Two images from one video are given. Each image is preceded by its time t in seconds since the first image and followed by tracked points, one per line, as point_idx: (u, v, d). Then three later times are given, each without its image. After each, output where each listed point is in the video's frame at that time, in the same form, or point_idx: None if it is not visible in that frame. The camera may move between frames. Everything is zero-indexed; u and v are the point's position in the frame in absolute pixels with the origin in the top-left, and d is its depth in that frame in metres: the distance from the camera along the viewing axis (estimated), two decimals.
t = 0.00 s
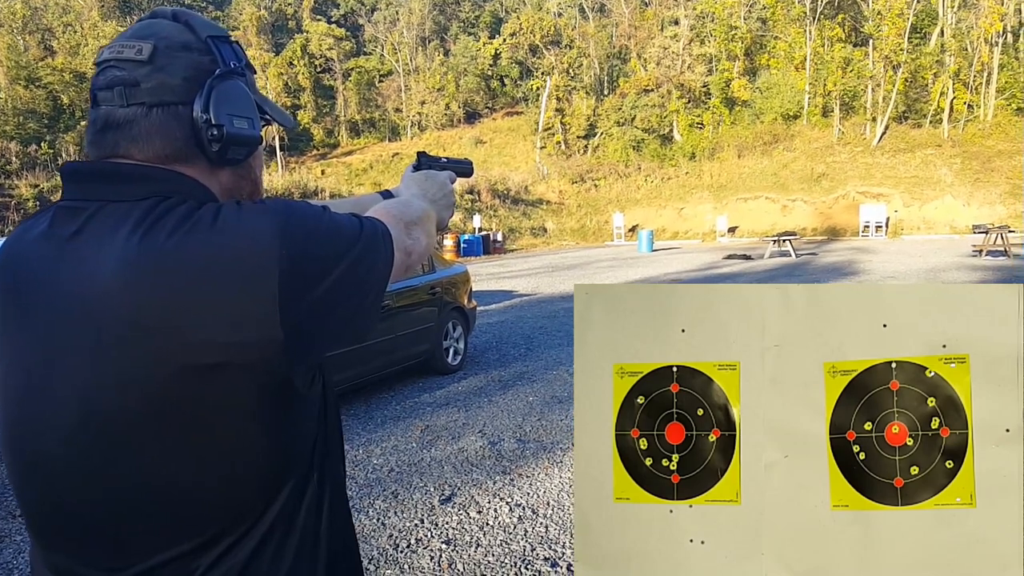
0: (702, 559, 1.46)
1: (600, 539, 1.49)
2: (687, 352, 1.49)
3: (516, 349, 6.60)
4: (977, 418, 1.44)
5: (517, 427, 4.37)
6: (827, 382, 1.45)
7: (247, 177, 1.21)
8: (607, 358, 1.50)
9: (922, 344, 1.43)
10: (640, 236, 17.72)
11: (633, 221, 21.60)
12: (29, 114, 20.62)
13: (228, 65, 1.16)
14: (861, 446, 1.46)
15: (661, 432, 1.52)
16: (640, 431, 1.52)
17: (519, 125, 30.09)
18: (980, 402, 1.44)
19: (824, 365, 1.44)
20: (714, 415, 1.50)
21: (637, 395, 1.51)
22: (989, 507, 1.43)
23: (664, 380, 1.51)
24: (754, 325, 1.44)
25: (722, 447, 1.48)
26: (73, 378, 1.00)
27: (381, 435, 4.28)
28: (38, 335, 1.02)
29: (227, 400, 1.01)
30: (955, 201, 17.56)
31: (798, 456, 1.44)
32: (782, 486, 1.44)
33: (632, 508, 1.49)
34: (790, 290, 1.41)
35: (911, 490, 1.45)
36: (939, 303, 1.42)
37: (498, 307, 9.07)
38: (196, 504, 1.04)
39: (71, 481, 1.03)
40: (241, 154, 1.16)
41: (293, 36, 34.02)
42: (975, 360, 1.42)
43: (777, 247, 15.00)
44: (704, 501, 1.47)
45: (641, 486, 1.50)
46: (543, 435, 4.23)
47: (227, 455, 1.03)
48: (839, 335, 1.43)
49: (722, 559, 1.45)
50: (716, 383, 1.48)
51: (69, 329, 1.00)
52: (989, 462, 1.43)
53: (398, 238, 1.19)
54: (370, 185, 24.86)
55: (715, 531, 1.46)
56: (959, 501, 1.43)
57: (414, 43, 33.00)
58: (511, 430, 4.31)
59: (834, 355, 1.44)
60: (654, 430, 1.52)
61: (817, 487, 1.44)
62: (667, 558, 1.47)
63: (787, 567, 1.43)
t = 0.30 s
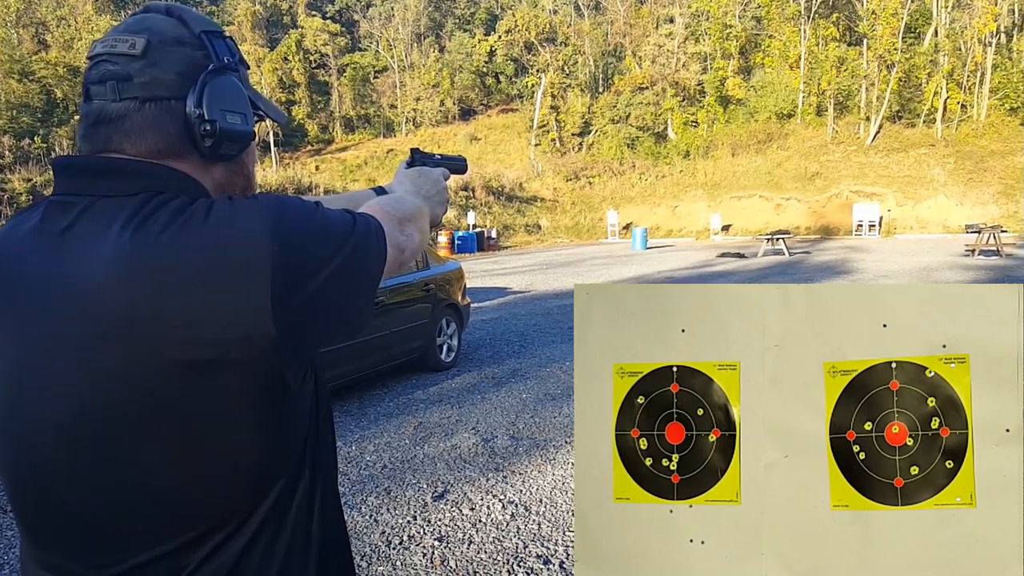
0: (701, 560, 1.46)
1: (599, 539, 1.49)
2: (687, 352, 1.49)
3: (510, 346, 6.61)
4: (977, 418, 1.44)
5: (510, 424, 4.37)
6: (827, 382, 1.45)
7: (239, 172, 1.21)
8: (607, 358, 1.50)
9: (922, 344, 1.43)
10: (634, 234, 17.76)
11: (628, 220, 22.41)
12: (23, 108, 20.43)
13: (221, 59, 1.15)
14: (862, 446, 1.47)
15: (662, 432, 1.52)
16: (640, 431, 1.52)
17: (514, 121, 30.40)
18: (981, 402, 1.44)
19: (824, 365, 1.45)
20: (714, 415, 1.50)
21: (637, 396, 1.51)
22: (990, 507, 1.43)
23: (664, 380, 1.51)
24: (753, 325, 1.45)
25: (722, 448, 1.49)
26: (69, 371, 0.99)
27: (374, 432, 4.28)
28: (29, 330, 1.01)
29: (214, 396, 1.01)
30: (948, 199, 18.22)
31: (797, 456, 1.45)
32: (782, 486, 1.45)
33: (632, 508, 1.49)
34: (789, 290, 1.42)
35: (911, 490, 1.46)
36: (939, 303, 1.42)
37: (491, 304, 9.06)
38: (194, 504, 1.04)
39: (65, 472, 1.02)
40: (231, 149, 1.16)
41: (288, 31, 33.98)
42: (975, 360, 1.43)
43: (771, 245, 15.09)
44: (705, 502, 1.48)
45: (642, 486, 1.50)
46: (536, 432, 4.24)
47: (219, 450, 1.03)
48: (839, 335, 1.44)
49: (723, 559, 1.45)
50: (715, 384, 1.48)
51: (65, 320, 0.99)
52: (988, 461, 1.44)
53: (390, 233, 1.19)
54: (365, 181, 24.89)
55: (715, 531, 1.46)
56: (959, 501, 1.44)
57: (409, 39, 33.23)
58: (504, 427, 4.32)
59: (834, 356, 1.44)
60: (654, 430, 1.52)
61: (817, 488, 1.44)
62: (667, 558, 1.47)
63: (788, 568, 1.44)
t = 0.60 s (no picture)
0: (702, 559, 1.46)
1: (599, 539, 1.49)
2: (687, 352, 1.49)
3: (507, 346, 6.60)
4: (976, 418, 1.44)
5: (507, 425, 4.37)
6: (827, 382, 1.45)
7: (238, 172, 1.20)
8: (607, 358, 1.50)
9: (922, 344, 1.43)
10: (631, 235, 17.76)
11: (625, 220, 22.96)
12: (20, 108, 20.36)
13: (220, 59, 1.14)
14: (862, 447, 1.47)
15: (661, 432, 1.52)
16: (640, 432, 1.52)
17: (511, 122, 30.49)
18: (981, 403, 1.44)
19: (824, 365, 1.44)
20: (714, 415, 1.50)
21: (637, 396, 1.51)
22: (989, 507, 1.43)
23: (665, 380, 1.51)
24: (754, 325, 1.45)
25: (722, 448, 1.49)
26: (70, 369, 0.98)
27: (371, 431, 4.28)
28: (29, 328, 1.01)
29: (214, 395, 1.00)
30: (945, 201, 19.07)
31: (798, 456, 1.45)
32: (782, 486, 1.45)
33: (632, 508, 1.49)
34: (789, 290, 1.42)
35: (911, 491, 1.46)
36: (940, 303, 1.42)
37: (489, 305, 9.05)
38: (194, 504, 1.03)
39: (66, 470, 1.02)
40: (232, 149, 1.15)
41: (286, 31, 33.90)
42: (976, 360, 1.43)
43: (768, 246, 15.10)
44: (704, 501, 1.48)
45: (642, 487, 1.50)
46: (533, 432, 4.23)
47: (217, 450, 1.02)
48: (839, 335, 1.44)
49: (724, 559, 1.45)
50: (716, 383, 1.48)
51: (64, 319, 0.98)
52: (989, 462, 1.44)
53: (388, 234, 1.19)
54: (362, 182, 24.87)
55: (715, 531, 1.46)
56: (959, 501, 1.44)
57: (407, 40, 33.16)
58: (501, 427, 4.31)
59: (833, 355, 1.44)
60: (654, 430, 1.52)
61: (817, 488, 1.44)
62: (668, 558, 1.47)
63: (787, 568, 1.44)
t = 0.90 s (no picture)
0: (702, 559, 1.46)
1: (600, 539, 1.48)
2: (687, 352, 1.49)
3: (506, 346, 6.60)
4: (976, 418, 1.44)
5: (507, 425, 4.37)
6: (828, 382, 1.45)
7: (240, 172, 1.20)
8: (608, 359, 1.50)
9: (923, 344, 1.43)
10: (631, 236, 17.76)
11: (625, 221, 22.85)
12: (21, 107, 20.38)
13: (223, 59, 1.14)
14: (862, 447, 1.46)
15: (662, 432, 1.52)
16: (640, 432, 1.52)
17: (511, 122, 30.63)
18: (981, 403, 1.44)
19: (824, 365, 1.44)
20: (714, 415, 1.49)
21: (637, 396, 1.51)
22: (989, 507, 1.43)
23: (665, 380, 1.51)
24: (754, 325, 1.45)
25: (722, 448, 1.48)
26: (71, 368, 0.98)
27: (371, 432, 4.28)
28: (30, 328, 1.01)
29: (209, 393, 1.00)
30: (945, 202, 19.02)
31: (799, 456, 1.45)
32: (782, 487, 1.45)
33: (632, 508, 1.49)
34: (790, 290, 1.42)
35: (910, 490, 1.46)
36: (940, 303, 1.42)
37: (489, 305, 9.05)
38: (194, 504, 1.03)
39: (66, 460, 1.01)
40: (234, 150, 1.15)
41: (286, 31, 34.03)
42: (975, 360, 1.43)
43: (767, 247, 15.12)
44: (705, 502, 1.47)
45: (642, 487, 1.50)
46: (533, 433, 4.23)
47: (217, 451, 1.02)
48: (839, 335, 1.44)
49: (724, 559, 1.45)
50: (716, 384, 1.48)
51: (68, 318, 0.98)
52: (989, 462, 1.44)
53: (389, 233, 1.18)
54: (362, 181, 24.92)
55: (716, 531, 1.46)
56: (958, 501, 1.44)
57: (407, 40, 33.28)
58: (501, 427, 4.31)
59: (834, 355, 1.44)
60: (654, 430, 1.52)
61: (817, 488, 1.44)
62: (668, 558, 1.47)
63: (787, 568, 1.43)
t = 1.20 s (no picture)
0: (702, 559, 1.46)
1: (599, 539, 1.48)
2: (687, 352, 1.49)
3: (508, 348, 6.60)
4: (976, 418, 1.44)
5: (508, 427, 4.36)
6: (827, 382, 1.45)
7: (238, 173, 1.20)
8: (607, 359, 1.50)
9: (922, 344, 1.43)
10: (632, 237, 17.75)
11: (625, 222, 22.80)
12: (22, 109, 20.43)
13: (217, 61, 1.14)
14: (862, 447, 1.46)
15: (662, 432, 1.52)
16: (640, 431, 1.52)
17: (511, 124, 30.66)
18: (981, 402, 1.44)
19: (824, 365, 1.44)
20: (714, 415, 1.49)
21: (637, 396, 1.51)
22: (989, 507, 1.43)
23: (664, 380, 1.51)
24: (753, 325, 1.45)
25: (722, 448, 1.48)
26: (72, 368, 0.98)
27: (372, 433, 4.27)
28: (33, 328, 1.01)
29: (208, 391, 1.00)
30: (946, 203, 19.16)
31: (798, 456, 1.44)
32: (782, 486, 1.45)
33: (632, 508, 1.49)
34: (790, 290, 1.42)
35: (911, 491, 1.45)
36: (938, 303, 1.42)
37: (490, 306, 9.04)
38: (193, 505, 1.03)
39: (65, 462, 1.01)
40: (232, 151, 1.16)
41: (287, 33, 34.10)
42: (975, 360, 1.43)
43: (768, 248, 15.13)
44: (704, 501, 1.47)
45: (642, 486, 1.50)
46: (533, 435, 4.22)
47: (216, 450, 1.02)
48: (839, 335, 1.44)
49: (724, 560, 1.45)
50: (716, 383, 1.48)
51: (66, 318, 0.98)
52: (988, 462, 1.44)
53: (389, 236, 1.18)
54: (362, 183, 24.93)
55: (715, 532, 1.46)
56: (959, 501, 1.44)
57: (408, 41, 33.33)
58: (502, 429, 4.31)
59: (834, 355, 1.44)
60: (654, 430, 1.52)
61: (817, 488, 1.44)
62: (667, 558, 1.47)
63: (787, 567, 1.43)
